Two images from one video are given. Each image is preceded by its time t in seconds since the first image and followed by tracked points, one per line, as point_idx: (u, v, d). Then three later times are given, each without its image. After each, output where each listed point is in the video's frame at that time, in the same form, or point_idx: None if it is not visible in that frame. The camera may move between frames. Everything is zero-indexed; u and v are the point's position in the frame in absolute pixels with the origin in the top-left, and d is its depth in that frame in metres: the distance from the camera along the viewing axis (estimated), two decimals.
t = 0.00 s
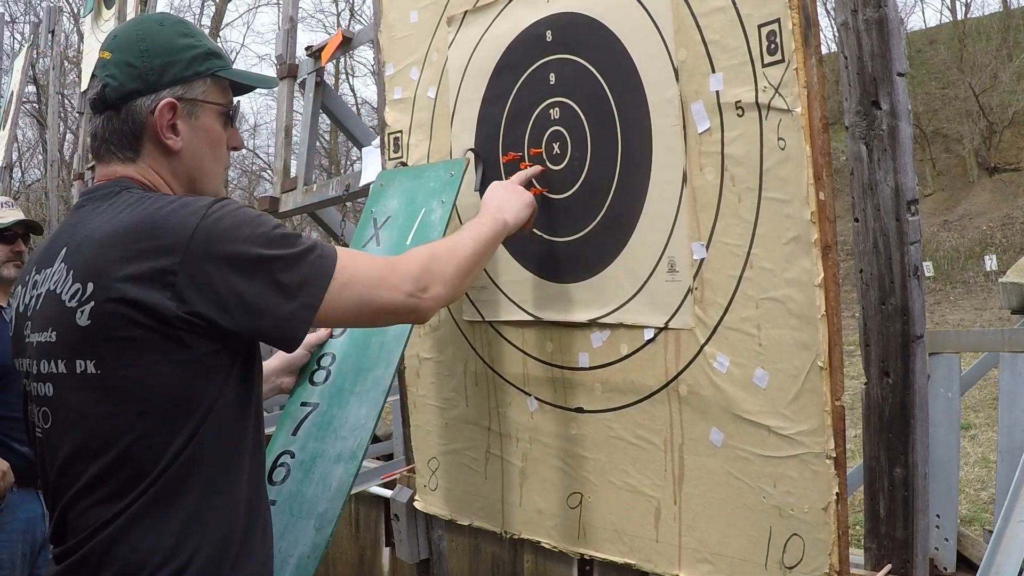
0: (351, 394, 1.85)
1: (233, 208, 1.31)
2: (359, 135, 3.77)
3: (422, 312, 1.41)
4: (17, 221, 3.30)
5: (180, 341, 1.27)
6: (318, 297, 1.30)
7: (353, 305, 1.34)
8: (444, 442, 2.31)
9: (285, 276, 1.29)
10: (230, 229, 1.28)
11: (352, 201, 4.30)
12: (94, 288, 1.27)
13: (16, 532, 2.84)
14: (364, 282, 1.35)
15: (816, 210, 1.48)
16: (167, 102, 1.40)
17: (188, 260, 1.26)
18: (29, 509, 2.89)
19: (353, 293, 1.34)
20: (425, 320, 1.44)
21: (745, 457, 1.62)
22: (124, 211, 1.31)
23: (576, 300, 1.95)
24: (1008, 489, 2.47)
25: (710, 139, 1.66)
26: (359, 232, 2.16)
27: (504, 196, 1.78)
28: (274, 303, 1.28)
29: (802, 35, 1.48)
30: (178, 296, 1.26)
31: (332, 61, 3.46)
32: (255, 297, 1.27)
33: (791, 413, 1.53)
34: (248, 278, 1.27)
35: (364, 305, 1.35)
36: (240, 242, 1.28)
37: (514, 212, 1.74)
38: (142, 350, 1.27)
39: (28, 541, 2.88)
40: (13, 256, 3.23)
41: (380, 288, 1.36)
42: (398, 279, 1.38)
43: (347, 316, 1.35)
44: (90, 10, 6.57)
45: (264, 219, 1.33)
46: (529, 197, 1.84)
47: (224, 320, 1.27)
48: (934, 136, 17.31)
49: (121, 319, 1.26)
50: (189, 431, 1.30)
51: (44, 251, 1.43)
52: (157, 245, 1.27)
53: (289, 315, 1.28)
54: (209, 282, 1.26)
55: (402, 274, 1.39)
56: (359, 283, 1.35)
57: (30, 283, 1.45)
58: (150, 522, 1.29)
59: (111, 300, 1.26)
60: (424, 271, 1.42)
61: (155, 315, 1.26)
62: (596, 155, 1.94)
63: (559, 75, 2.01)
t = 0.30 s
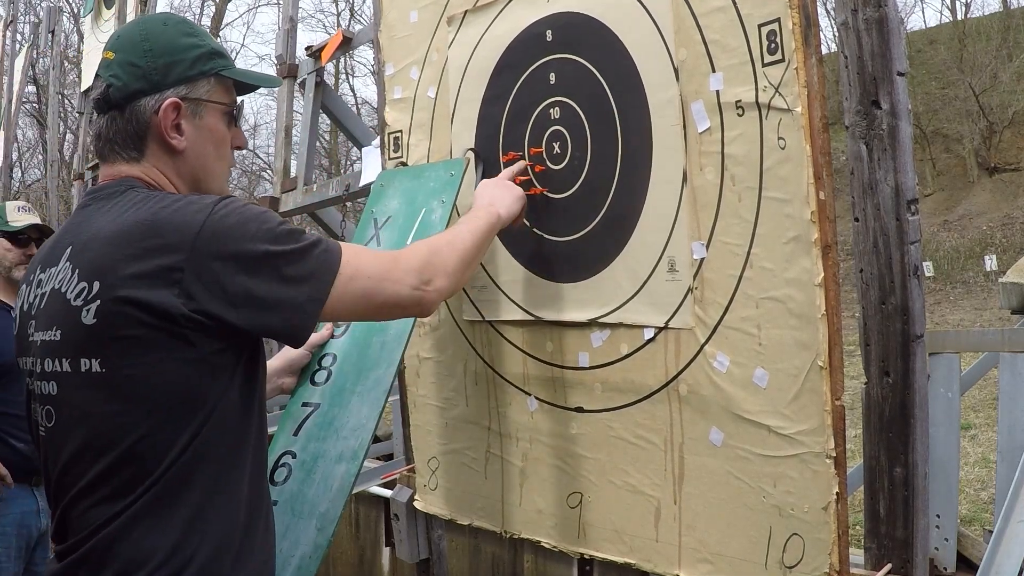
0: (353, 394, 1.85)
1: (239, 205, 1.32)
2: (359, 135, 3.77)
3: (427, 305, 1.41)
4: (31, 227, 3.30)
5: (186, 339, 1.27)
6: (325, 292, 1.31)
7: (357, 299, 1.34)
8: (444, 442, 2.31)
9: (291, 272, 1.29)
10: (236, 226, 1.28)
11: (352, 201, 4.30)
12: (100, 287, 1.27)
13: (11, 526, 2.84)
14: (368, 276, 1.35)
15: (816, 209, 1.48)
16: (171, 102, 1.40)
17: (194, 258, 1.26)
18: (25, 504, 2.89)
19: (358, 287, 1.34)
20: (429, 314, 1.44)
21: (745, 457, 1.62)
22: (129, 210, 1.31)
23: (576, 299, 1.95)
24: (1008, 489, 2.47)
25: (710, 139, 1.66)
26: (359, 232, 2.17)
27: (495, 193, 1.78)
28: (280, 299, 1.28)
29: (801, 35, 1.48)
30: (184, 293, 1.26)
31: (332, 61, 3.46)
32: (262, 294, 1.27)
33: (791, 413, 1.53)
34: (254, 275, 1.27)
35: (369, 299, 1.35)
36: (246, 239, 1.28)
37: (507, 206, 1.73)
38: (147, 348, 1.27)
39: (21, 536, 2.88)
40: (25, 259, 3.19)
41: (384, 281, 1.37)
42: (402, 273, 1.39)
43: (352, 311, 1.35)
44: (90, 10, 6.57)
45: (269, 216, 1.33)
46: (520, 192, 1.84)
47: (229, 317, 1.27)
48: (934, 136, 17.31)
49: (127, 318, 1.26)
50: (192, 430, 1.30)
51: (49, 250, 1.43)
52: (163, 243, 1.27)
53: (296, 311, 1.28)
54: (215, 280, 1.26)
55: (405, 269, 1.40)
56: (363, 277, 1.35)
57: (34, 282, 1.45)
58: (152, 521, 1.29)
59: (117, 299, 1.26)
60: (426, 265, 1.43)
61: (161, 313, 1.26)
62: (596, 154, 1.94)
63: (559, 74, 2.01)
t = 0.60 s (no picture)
0: (352, 394, 1.85)
1: (239, 211, 1.31)
2: (359, 135, 3.77)
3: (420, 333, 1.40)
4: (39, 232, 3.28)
5: (182, 341, 1.27)
6: (320, 305, 1.30)
7: (351, 321, 1.34)
8: (444, 442, 2.31)
9: (287, 282, 1.28)
10: (234, 231, 1.28)
11: (352, 202, 4.30)
12: (98, 287, 1.28)
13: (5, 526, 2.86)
14: (365, 299, 1.35)
15: (816, 209, 1.48)
16: (173, 102, 1.40)
17: (193, 261, 1.26)
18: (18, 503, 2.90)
19: (352, 308, 1.33)
20: (422, 342, 1.43)
21: (745, 457, 1.62)
22: (129, 210, 1.31)
23: (576, 299, 1.96)
24: (1008, 489, 2.47)
25: (710, 139, 1.66)
26: (359, 232, 2.17)
27: (495, 224, 1.78)
28: (275, 308, 1.27)
29: (801, 35, 1.48)
30: (181, 296, 1.26)
31: (332, 61, 3.46)
32: (257, 303, 1.27)
33: (791, 413, 1.54)
34: (251, 283, 1.27)
35: (363, 321, 1.35)
36: (245, 245, 1.28)
37: (505, 237, 1.74)
38: (145, 349, 1.27)
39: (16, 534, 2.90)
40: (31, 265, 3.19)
41: (380, 305, 1.36)
42: (399, 298, 1.38)
43: (344, 332, 1.34)
44: (90, 10, 6.57)
45: (269, 224, 1.33)
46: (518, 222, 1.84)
47: (226, 321, 1.27)
48: (934, 136, 17.31)
49: (124, 318, 1.26)
50: (191, 431, 1.30)
51: (48, 251, 1.43)
52: (162, 245, 1.27)
53: (290, 322, 1.28)
54: (212, 284, 1.26)
55: (404, 293, 1.39)
56: (360, 299, 1.34)
57: (33, 281, 1.45)
58: (152, 521, 1.29)
59: (114, 299, 1.26)
60: (424, 291, 1.42)
61: (158, 315, 1.26)
62: (596, 155, 1.94)
63: (559, 75, 2.02)
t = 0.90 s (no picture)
0: (352, 394, 1.85)
1: (240, 210, 1.31)
2: (359, 135, 3.78)
3: (420, 331, 1.39)
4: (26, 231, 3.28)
5: (183, 340, 1.27)
6: (321, 304, 1.30)
7: (351, 320, 1.33)
8: (444, 442, 2.31)
9: (287, 283, 1.28)
10: (235, 231, 1.28)
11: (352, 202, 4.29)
12: (98, 287, 1.28)
13: (15, 532, 2.84)
14: (365, 297, 1.34)
15: (816, 209, 1.48)
16: (172, 101, 1.40)
17: (193, 260, 1.26)
18: (25, 508, 2.88)
19: (353, 307, 1.33)
20: (423, 342, 1.42)
21: (745, 457, 1.62)
22: (130, 210, 1.32)
23: (576, 300, 1.96)
24: (1008, 489, 2.47)
25: (710, 139, 1.66)
26: (359, 232, 2.17)
27: (503, 218, 1.78)
28: (275, 308, 1.27)
29: (801, 35, 1.48)
30: (181, 295, 1.26)
31: (332, 61, 3.46)
32: (257, 302, 1.26)
33: (791, 413, 1.53)
34: (251, 282, 1.26)
35: (363, 320, 1.34)
36: (245, 244, 1.27)
37: (512, 231, 1.73)
38: (145, 349, 1.27)
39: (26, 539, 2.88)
40: (22, 264, 3.19)
41: (380, 304, 1.35)
42: (399, 297, 1.37)
43: (344, 331, 1.34)
44: (90, 10, 6.57)
45: (270, 223, 1.33)
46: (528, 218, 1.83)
47: (227, 320, 1.27)
48: (934, 136, 17.31)
49: (124, 318, 1.26)
50: (191, 431, 1.30)
51: (47, 251, 1.43)
52: (162, 245, 1.27)
53: (290, 323, 1.28)
54: (212, 283, 1.26)
55: (404, 292, 1.38)
56: (360, 297, 1.34)
57: (33, 282, 1.45)
58: (152, 521, 1.29)
59: (114, 299, 1.26)
60: (425, 289, 1.41)
61: (158, 315, 1.26)
62: (596, 155, 1.94)
63: (559, 75, 2.02)
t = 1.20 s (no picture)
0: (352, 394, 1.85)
1: (235, 219, 1.30)
2: (359, 135, 3.78)
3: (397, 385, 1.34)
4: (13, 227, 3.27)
5: (178, 344, 1.27)
6: (305, 334, 1.26)
7: (330, 363, 1.29)
8: (444, 442, 2.31)
9: (273, 305, 1.25)
10: (227, 244, 1.26)
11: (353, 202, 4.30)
12: (96, 287, 1.28)
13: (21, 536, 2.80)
14: (348, 339, 1.30)
15: (816, 209, 1.48)
16: (183, 95, 1.41)
17: (187, 264, 1.26)
18: (29, 510, 2.84)
19: (334, 349, 1.28)
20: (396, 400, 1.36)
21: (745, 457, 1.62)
22: (127, 209, 1.32)
23: (576, 300, 1.96)
24: (1008, 489, 2.47)
25: (710, 139, 1.66)
26: (359, 232, 2.17)
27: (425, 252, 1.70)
28: (259, 326, 1.25)
29: (801, 35, 1.48)
30: (175, 298, 1.26)
31: (332, 61, 3.46)
32: (241, 318, 1.25)
33: (791, 413, 1.54)
34: (238, 295, 1.24)
35: (343, 365, 1.29)
36: (237, 253, 1.26)
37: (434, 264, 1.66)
38: (142, 351, 1.27)
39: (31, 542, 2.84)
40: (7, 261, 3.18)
41: (362, 348, 1.31)
42: (381, 345, 1.33)
43: (320, 372, 1.29)
44: (90, 10, 6.58)
45: (264, 237, 1.31)
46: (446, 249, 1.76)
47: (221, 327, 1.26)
48: (934, 136, 17.30)
49: (121, 318, 1.27)
50: (190, 433, 1.29)
51: (46, 251, 1.44)
52: (157, 247, 1.26)
53: (270, 343, 1.25)
54: (204, 289, 1.25)
55: (385, 343, 1.34)
56: (342, 338, 1.29)
57: (32, 283, 1.46)
58: (152, 523, 1.29)
59: (111, 298, 1.27)
60: (404, 341, 1.38)
61: (153, 316, 1.26)
62: (596, 155, 1.94)
63: (559, 75, 2.02)
